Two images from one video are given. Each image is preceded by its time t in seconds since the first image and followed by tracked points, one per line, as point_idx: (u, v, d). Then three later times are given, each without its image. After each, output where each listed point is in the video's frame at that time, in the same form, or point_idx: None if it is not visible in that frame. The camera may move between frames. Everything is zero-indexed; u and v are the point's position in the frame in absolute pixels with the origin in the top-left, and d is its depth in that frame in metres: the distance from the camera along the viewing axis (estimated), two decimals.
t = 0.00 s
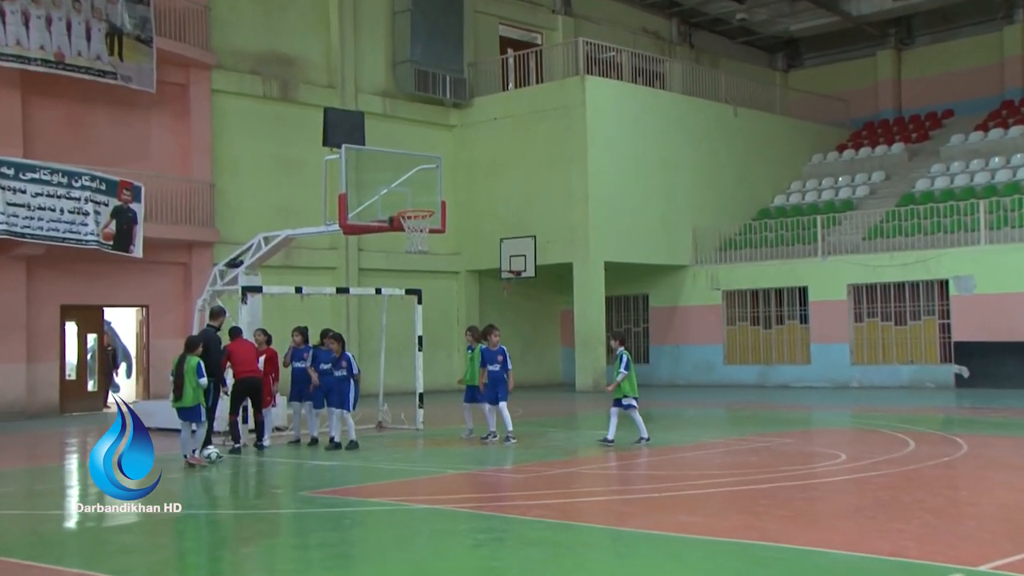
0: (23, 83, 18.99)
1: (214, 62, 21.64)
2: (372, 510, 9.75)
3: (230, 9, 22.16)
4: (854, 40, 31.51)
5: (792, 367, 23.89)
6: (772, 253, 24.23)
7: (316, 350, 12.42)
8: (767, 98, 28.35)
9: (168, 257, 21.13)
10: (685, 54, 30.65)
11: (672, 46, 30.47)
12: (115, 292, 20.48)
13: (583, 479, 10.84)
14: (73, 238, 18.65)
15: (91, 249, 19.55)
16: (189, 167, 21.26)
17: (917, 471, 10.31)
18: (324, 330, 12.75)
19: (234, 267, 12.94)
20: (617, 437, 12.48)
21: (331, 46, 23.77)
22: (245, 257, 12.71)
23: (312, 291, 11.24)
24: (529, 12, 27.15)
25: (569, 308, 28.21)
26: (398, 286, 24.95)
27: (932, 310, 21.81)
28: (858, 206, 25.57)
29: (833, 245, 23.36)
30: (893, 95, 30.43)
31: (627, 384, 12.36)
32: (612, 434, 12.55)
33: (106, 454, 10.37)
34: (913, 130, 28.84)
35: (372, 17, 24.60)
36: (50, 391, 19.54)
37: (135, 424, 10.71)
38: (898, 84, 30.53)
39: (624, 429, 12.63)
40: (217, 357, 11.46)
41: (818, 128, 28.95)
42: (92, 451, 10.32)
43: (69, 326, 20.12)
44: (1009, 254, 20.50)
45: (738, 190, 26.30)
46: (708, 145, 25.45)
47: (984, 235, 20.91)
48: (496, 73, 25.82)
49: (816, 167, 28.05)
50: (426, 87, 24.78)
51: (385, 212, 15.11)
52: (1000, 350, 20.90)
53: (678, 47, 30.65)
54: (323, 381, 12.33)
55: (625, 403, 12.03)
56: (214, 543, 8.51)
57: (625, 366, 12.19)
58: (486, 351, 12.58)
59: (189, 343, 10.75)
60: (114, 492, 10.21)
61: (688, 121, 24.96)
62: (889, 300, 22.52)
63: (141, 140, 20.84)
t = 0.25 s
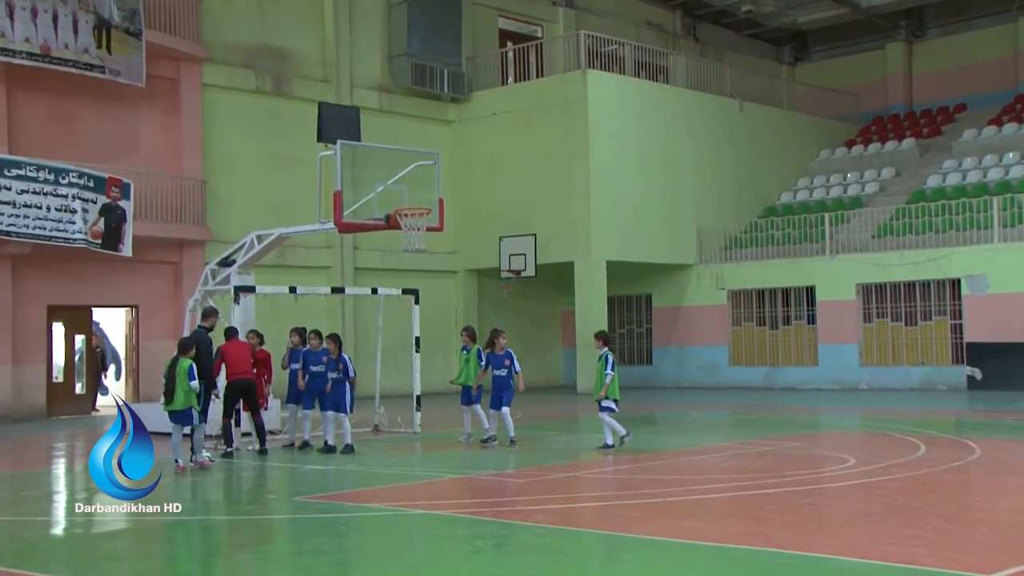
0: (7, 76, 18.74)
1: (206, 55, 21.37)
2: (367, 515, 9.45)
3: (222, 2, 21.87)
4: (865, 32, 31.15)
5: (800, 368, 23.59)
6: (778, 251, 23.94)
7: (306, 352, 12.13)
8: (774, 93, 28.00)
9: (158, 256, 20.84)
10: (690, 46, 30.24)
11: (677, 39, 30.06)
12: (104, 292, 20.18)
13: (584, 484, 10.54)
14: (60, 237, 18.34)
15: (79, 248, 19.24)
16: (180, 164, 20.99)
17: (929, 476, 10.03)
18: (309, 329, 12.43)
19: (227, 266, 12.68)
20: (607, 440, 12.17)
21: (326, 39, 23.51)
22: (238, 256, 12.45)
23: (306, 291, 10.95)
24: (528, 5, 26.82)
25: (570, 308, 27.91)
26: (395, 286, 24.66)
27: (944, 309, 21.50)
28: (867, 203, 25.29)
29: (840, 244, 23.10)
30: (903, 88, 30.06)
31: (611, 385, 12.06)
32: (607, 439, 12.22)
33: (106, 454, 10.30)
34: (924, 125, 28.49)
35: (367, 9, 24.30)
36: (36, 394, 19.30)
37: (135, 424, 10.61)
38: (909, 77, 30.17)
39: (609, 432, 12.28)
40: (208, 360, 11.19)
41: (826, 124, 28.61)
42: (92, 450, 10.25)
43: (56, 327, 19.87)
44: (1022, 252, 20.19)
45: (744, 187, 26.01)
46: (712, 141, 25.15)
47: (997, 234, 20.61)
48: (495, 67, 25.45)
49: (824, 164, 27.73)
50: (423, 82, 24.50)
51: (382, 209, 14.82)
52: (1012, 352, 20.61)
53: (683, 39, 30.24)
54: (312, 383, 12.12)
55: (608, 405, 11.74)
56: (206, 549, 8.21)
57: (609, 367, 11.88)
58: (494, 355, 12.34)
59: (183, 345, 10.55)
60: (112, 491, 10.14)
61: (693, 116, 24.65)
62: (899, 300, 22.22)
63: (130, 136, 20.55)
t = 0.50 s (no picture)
0: None
1: (196, 48, 21.05)
2: (361, 521, 9.13)
3: None
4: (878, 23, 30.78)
5: (809, 370, 23.31)
6: (784, 249, 23.61)
7: (287, 355, 11.98)
8: (784, 86, 27.62)
9: (148, 255, 20.53)
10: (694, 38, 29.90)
11: (681, 31, 29.73)
12: (92, 291, 19.87)
13: (585, 489, 10.23)
14: (46, 235, 17.96)
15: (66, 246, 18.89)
16: (169, 160, 20.68)
17: (943, 482, 9.71)
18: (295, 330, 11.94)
19: (218, 266, 12.39)
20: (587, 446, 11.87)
21: (320, 31, 23.18)
22: (229, 255, 12.14)
23: (299, 290, 10.62)
24: None
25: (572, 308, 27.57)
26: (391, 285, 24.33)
27: (956, 307, 21.25)
28: (878, 199, 24.99)
29: (850, 242, 22.77)
30: (915, 82, 29.70)
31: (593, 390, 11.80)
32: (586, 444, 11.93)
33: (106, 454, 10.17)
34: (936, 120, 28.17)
35: (363, 3, 23.96)
36: (22, 397, 19.01)
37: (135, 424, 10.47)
38: (921, 68, 29.82)
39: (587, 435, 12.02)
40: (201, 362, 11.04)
41: (836, 117, 28.26)
42: (92, 450, 10.13)
43: (41, 327, 19.63)
44: None
45: (751, 183, 25.69)
46: (718, 136, 24.82)
47: (1013, 232, 20.27)
48: (495, 59, 25.12)
49: (834, 159, 27.39)
50: (420, 75, 24.17)
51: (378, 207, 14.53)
52: None
53: (687, 32, 29.92)
54: (296, 386, 11.92)
55: (587, 411, 11.49)
56: (197, 557, 7.89)
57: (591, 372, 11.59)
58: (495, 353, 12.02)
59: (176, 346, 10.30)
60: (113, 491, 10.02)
61: (697, 110, 24.32)
62: (910, 300, 21.88)
63: (117, 131, 20.25)
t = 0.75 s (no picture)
0: None
1: (195, 47, 21.02)
2: (361, 523, 9.10)
3: None
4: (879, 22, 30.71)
5: (811, 371, 23.26)
6: (786, 249, 23.56)
7: (280, 357, 11.98)
8: (785, 86, 27.57)
9: (146, 256, 20.49)
10: (696, 37, 29.84)
11: (683, 31, 29.67)
12: (90, 292, 19.83)
13: (586, 491, 10.19)
14: (44, 235, 17.90)
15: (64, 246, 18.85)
16: (167, 159, 20.66)
17: (945, 483, 9.68)
18: (288, 330, 11.85)
19: (217, 266, 12.35)
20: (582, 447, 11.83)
21: (320, 31, 23.12)
22: (228, 255, 12.10)
23: (299, 290, 10.59)
24: None
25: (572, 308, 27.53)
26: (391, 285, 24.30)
27: (958, 308, 21.18)
28: (880, 198, 24.95)
29: (852, 242, 22.71)
30: (917, 82, 29.65)
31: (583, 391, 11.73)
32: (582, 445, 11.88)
33: (106, 455, 10.15)
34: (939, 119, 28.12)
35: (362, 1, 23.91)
36: (21, 398, 18.96)
37: (137, 424, 10.44)
38: (923, 67, 29.75)
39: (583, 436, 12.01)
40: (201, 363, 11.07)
41: (838, 117, 28.21)
42: (92, 450, 10.07)
43: (40, 328, 19.63)
44: None
45: (752, 183, 25.64)
46: (719, 136, 24.77)
47: (1016, 233, 20.22)
48: (495, 58, 25.07)
49: (836, 158, 27.35)
50: (420, 74, 24.14)
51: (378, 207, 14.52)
52: None
53: (689, 31, 29.86)
54: (288, 387, 11.94)
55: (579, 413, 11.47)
56: (196, 559, 7.84)
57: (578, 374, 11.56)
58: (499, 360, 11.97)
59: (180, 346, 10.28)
60: (114, 492, 10.00)
61: (699, 109, 24.27)
62: (913, 300, 21.82)
63: (115, 131, 20.22)
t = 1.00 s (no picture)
0: None
1: (194, 46, 21.01)
2: (360, 523, 9.06)
3: None
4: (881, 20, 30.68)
5: (811, 371, 23.24)
6: (786, 248, 23.53)
7: (278, 356, 11.75)
8: (786, 84, 27.55)
9: (145, 255, 20.47)
10: (696, 36, 29.82)
11: (683, 29, 29.66)
12: (88, 291, 19.80)
13: (586, 490, 10.16)
14: (42, 234, 17.86)
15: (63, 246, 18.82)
16: (166, 158, 20.64)
17: (945, 483, 9.65)
18: (283, 332, 11.69)
19: (215, 266, 12.33)
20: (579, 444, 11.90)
21: (319, 30, 23.09)
22: (226, 255, 12.08)
23: (297, 290, 10.57)
24: None
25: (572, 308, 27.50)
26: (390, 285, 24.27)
27: (959, 307, 21.15)
28: (882, 197, 24.92)
29: (853, 242, 22.68)
30: (918, 81, 29.63)
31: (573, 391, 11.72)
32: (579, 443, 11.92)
33: (106, 454, 10.13)
34: (941, 117, 28.11)
35: None
36: (19, 399, 18.93)
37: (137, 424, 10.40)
38: (925, 65, 29.74)
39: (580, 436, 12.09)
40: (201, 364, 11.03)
41: (839, 116, 28.19)
42: (91, 450, 10.05)
43: (38, 327, 19.60)
44: None
45: (753, 182, 25.61)
46: (720, 135, 24.73)
47: (1017, 232, 20.19)
48: (494, 57, 25.05)
49: (836, 157, 27.32)
50: (419, 73, 24.13)
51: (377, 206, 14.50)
52: None
53: (690, 29, 29.84)
54: (285, 387, 11.73)
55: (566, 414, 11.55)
56: (195, 559, 7.80)
57: (564, 374, 11.59)
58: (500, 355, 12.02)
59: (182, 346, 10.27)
60: (113, 492, 9.99)
61: (699, 108, 24.24)
62: (914, 299, 21.79)
63: (114, 130, 20.20)
